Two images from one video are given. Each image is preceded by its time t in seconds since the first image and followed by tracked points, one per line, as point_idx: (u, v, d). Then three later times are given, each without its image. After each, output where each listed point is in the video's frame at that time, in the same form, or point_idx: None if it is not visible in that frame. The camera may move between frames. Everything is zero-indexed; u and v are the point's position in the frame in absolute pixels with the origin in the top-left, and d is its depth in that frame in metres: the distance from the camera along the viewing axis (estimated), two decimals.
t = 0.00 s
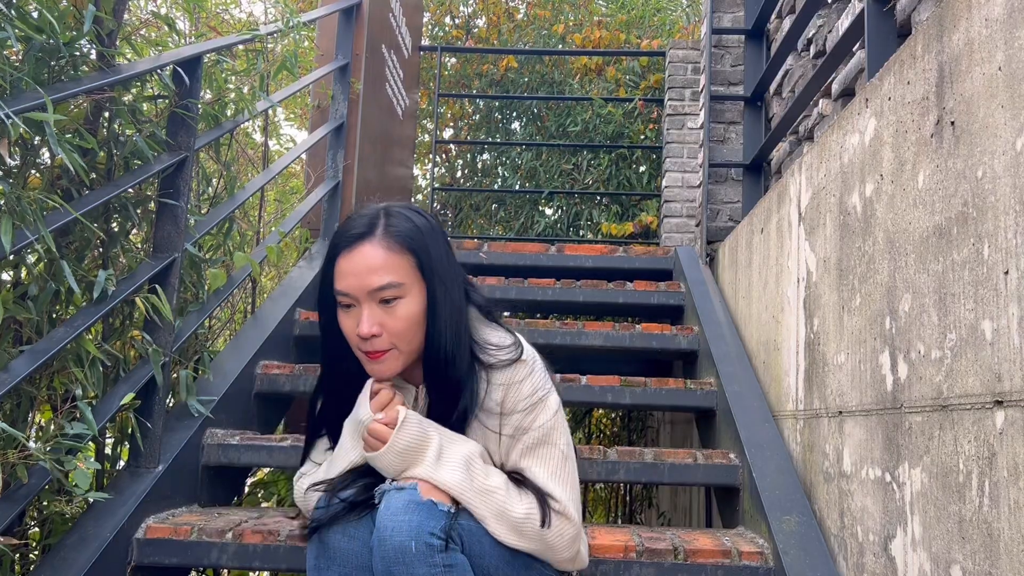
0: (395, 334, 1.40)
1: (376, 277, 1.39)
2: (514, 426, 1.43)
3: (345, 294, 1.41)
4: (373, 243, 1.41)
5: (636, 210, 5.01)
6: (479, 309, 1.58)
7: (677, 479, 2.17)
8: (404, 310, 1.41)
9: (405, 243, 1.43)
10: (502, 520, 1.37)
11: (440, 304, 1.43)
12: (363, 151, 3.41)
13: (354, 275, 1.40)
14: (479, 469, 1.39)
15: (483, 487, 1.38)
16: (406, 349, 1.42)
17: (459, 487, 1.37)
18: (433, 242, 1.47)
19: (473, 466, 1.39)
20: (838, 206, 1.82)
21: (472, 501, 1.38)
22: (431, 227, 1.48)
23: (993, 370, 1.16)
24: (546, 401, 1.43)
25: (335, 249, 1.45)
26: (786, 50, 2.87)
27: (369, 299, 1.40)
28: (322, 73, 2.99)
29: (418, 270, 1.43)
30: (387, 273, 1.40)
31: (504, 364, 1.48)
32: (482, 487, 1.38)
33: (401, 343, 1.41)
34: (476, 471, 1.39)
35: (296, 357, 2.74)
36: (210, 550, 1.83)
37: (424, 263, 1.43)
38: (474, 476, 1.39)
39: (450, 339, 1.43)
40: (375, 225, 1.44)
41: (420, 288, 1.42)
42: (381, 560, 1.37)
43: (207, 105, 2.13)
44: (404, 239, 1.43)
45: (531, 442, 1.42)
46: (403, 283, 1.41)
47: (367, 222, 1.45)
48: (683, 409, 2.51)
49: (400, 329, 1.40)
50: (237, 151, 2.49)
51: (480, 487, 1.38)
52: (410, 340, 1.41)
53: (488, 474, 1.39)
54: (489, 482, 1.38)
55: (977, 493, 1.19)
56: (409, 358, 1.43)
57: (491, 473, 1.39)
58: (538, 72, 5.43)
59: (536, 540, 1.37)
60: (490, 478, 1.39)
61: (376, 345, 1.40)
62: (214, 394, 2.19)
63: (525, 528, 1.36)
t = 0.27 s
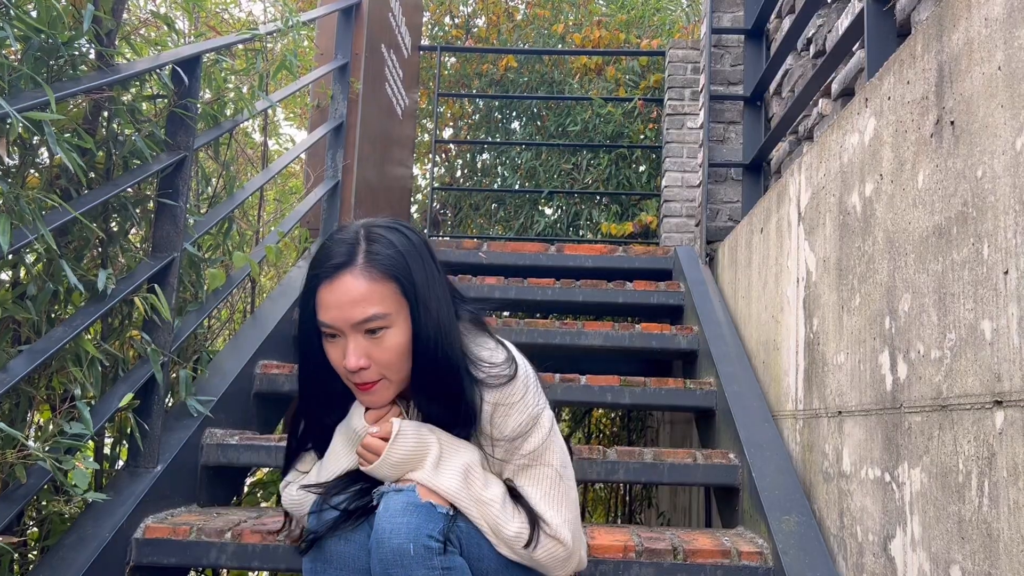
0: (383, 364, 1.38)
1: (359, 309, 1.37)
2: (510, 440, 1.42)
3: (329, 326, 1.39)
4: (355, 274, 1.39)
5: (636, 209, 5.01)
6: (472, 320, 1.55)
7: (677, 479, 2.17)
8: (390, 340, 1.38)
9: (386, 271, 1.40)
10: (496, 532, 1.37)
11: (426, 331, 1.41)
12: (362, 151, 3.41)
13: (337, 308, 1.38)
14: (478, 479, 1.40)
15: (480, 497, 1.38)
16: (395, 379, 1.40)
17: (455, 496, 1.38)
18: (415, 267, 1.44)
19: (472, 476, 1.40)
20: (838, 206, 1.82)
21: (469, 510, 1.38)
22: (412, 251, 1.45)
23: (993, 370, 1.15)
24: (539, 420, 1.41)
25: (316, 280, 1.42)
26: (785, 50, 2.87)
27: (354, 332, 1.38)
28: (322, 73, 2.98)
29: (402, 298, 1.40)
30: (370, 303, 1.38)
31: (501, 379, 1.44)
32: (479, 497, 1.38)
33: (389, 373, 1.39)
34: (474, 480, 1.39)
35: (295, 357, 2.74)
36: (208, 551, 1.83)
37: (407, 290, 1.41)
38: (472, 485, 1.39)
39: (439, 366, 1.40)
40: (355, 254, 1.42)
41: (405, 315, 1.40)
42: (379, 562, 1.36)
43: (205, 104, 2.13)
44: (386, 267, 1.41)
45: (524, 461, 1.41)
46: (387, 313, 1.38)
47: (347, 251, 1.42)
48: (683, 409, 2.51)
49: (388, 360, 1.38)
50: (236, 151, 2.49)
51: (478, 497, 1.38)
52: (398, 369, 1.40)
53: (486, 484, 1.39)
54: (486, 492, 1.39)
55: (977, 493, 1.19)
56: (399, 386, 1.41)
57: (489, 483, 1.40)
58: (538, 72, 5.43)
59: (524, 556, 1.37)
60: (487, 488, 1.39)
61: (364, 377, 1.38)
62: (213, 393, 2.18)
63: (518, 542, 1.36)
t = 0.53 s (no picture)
0: (381, 363, 1.38)
1: (358, 307, 1.36)
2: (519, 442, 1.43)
3: (328, 323, 1.38)
4: (356, 271, 1.38)
5: (636, 209, 5.01)
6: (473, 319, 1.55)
7: (677, 479, 2.17)
8: (389, 339, 1.38)
9: (387, 270, 1.40)
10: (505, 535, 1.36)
11: (427, 331, 1.40)
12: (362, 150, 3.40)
13: (337, 305, 1.37)
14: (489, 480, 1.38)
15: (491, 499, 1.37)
16: (393, 377, 1.40)
17: (465, 497, 1.37)
18: (417, 265, 1.43)
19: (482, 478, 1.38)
20: (839, 205, 1.82)
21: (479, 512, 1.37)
22: (414, 249, 1.44)
23: (994, 369, 1.15)
24: (554, 421, 1.43)
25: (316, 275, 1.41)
26: (786, 49, 2.87)
27: (352, 330, 1.37)
28: (322, 72, 2.98)
29: (402, 297, 1.40)
30: (370, 302, 1.37)
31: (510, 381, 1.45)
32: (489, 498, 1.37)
33: (387, 372, 1.39)
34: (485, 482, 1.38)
35: (294, 356, 2.73)
36: (208, 550, 1.82)
37: (408, 289, 1.40)
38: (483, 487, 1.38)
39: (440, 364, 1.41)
40: (356, 251, 1.41)
41: (405, 314, 1.40)
42: (382, 563, 1.36)
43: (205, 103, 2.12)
44: (387, 265, 1.40)
45: (536, 464, 1.41)
46: (387, 312, 1.38)
47: (347, 247, 1.42)
48: (683, 409, 2.50)
49: (385, 359, 1.38)
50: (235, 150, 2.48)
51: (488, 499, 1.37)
52: (396, 368, 1.39)
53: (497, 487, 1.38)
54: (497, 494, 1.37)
55: (978, 493, 1.18)
56: (395, 385, 1.41)
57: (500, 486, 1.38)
58: (538, 71, 5.42)
59: (533, 559, 1.36)
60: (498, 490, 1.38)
61: (362, 375, 1.38)
62: (212, 392, 2.18)
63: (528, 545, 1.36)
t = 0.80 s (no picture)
0: (376, 337, 1.40)
1: (362, 276, 1.40)
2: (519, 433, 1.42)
3: (333, 291, 1.42)
4: (365, 243, 1.42)
5: (637, 208, 5.01)
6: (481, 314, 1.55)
7: (678, 478, 2.16)
8: (387, 314, 1.40)
9: (396, 245, 1.42)
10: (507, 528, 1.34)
11: (427, 310, 1.42)
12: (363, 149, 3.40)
13: (343, 273, 1.41)
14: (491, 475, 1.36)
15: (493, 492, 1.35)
16: (388, 354, 1.41)
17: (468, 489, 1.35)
18: (427, 245, 1.45)
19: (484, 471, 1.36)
20: (840, 204, 1.81)
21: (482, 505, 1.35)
22: (427, 229, 1.47)
23: (997, 369, 1.15)
24: (554, 413, 1.43)
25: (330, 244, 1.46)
26: (787, 48, 2.86)
27: (354, 299, 1.40)
28: (322, 71, 2.98)
29: (407, 273, 1.42)
30: (374, 274, 1.40)
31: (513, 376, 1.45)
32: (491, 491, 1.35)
33: (382, 348, 1.41)
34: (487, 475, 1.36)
35: (294, 355, 2.73)
36: (208, 549, 1.82)
37: (414, 266, 1.42)
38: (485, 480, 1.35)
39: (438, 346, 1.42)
40: (369, 224, 1.44)
41: (407, 292, 1.41)
42: (381, 562, 1.36)
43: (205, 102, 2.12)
44: (396, 240, 1.43)
45: (535, 454, 1.41)
46: (388, 286, 1.40)
47: (362, 220, 1.45)
48: (684, 408, 2.50)
49: (381, 333, 1.39)
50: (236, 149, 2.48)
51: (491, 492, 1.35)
52: (391, 344, 1.41)
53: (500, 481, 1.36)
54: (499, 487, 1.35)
55: (980, 492, 1.18)
56: (391, 364, 1.43)
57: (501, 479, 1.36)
58: (538, 70, 5.42)
59: (534, 550, 1.34)
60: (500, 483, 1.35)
61: (357, 347, 1.40)
62: (212, 392, 2.18)
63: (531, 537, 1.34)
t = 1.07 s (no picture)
0: (375, 320, 1.42)
1: (361, 260, 1.42)
2: (507, 415, 1.44)
3: (332, 275, 1.45)
4: (364, 227, 1.44)
5: (637, 207, 5.01)
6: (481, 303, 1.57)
7: (678, 477, 2.16)
8: (386, 297, 1.42)
9: (395, 229, 1.45)
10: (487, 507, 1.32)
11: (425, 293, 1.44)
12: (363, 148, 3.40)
13: (342, 257, 1.43)
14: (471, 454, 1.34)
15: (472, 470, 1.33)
16: (387, 337, 1.44)
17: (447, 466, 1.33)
18: (425, 230, 1.48)
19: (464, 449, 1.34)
20: (841, 203, 1.81)
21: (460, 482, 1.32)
22: (426, 216, 1.50)
23: (997, 367, 1.15)
24: (538, 396, 1.44)
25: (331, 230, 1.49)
26: (788, 47, 2.86)
27: (353, 283, 1.43)
28: (323, 69, 2.98)
29: (406, 257, 1.44)
30: (373, 257, 1.42)
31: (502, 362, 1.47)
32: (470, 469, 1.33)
33: (381, 331, 1.43)
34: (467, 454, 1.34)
35: (295, 354, 2.73)
36: (208, 547, 1.82)
37: (412, 250, 1.45)
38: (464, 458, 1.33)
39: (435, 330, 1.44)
40: (369, 210, 1.48)
41: (405, 276, 1.44)
42: (380, 559, 1.36)
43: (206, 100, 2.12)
44: (395, 225, 1.46)
45: (517, 430, 1.42)
46: (387, 269, 1.43)
47: (362, 207, 1.48)
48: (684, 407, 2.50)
49: (380, 316, 1.42)
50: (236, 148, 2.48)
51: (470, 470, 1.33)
52: (390, 327, 1.43)
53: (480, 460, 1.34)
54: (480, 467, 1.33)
55: (981, 491, 1.18)
56: (390, 348, 1.45)
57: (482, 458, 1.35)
58: (539, 69, 5.42)
59: (515, 531, 1.32)
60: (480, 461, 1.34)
61: (357, 330, 1.43)
62: (212, 390, 2.18)
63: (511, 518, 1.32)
